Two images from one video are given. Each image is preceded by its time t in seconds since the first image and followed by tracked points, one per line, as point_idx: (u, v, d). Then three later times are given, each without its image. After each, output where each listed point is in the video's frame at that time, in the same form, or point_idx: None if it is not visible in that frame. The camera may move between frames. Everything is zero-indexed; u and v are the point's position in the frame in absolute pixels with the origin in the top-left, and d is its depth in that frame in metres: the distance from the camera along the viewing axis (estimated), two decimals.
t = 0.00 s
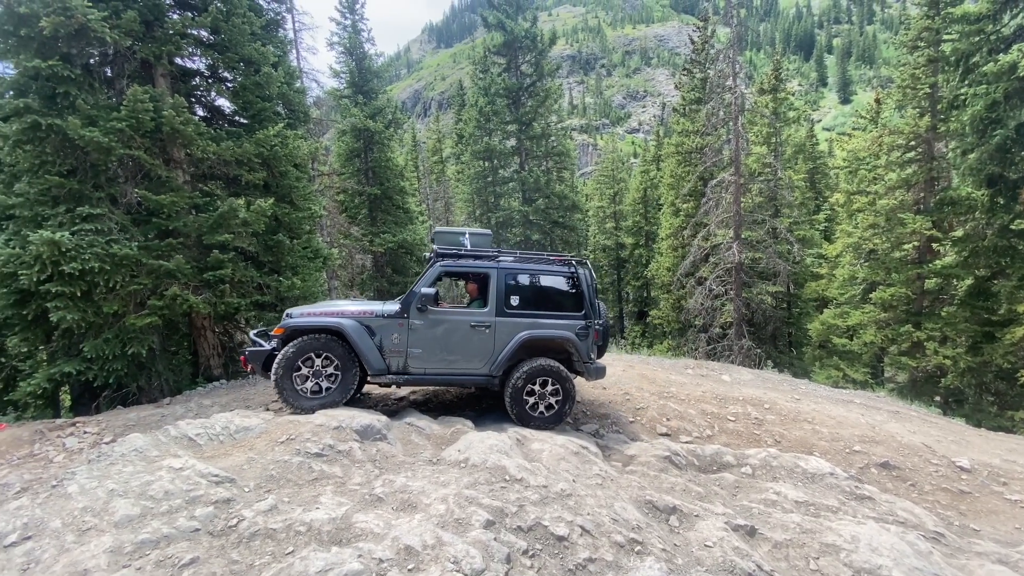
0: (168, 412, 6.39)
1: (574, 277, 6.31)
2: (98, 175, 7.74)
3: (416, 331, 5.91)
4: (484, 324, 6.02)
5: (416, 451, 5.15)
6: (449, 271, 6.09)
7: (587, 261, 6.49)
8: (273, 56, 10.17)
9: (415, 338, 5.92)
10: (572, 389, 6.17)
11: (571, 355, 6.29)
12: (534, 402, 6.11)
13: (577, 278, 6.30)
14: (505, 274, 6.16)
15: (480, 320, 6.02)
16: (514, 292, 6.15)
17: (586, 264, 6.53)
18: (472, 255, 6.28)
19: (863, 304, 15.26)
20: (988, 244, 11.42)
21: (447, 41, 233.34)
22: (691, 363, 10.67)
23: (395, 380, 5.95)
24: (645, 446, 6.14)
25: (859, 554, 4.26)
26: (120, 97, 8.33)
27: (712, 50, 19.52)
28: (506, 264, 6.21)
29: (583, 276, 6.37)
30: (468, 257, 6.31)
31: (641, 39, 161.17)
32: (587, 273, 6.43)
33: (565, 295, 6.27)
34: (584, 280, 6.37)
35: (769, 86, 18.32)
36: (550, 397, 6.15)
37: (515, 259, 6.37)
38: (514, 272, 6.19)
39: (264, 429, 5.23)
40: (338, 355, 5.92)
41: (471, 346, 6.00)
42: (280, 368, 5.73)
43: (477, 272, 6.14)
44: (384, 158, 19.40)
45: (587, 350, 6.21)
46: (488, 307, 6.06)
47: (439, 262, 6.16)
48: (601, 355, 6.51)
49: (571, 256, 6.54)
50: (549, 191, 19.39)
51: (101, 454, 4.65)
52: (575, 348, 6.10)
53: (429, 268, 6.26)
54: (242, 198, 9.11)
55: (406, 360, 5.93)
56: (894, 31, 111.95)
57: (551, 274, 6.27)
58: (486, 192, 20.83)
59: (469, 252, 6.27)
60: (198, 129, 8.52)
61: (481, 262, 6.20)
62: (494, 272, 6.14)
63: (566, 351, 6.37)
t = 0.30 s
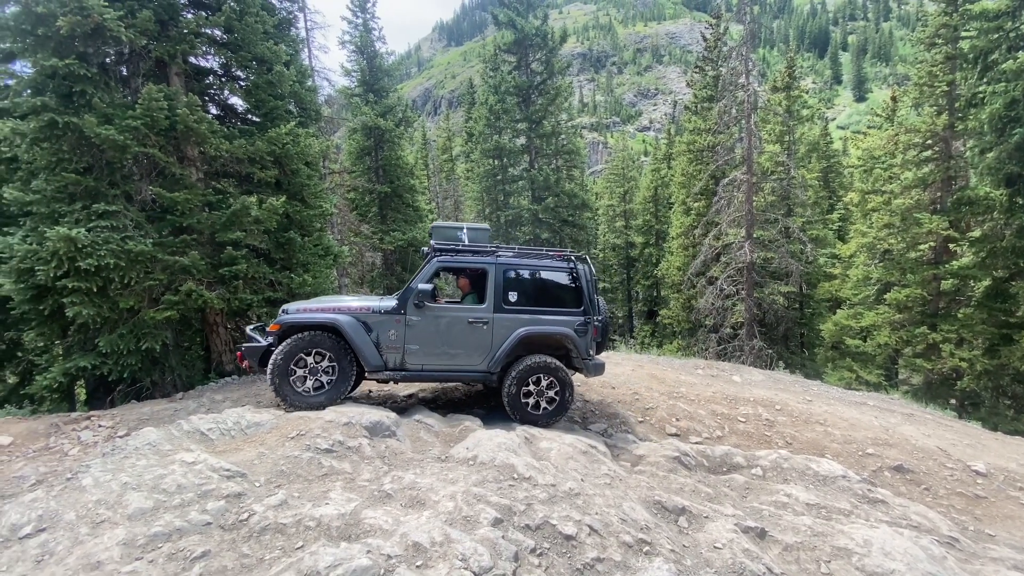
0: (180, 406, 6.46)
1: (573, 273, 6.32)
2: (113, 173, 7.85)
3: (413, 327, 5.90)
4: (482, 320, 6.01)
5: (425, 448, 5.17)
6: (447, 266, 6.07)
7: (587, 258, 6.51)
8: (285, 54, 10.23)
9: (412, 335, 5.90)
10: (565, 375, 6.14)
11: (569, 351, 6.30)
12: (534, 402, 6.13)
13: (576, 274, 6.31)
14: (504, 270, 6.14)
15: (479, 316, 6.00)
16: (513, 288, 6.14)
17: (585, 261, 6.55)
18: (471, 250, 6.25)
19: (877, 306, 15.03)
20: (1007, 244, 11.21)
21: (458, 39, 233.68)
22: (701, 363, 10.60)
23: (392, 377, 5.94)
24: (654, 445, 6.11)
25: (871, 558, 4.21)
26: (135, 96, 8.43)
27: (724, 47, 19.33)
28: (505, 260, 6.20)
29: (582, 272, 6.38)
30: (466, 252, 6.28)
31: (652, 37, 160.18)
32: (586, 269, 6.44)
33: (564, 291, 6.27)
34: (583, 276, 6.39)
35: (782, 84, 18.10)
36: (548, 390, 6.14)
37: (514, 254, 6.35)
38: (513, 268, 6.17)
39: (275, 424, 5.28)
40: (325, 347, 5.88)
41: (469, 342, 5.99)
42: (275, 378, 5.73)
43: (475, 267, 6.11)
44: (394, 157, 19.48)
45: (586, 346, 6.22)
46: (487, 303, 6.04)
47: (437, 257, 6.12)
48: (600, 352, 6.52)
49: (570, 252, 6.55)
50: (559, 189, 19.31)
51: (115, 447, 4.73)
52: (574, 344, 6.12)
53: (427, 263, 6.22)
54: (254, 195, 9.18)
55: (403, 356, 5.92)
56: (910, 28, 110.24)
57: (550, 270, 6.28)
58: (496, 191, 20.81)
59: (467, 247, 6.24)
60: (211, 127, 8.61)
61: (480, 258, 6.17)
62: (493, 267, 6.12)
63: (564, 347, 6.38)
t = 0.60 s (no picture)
0: (194, 401, 6.55)
1: (582, 273, 6.29)
2: (130, 170, 7.98)
3: (421, 323, 5.92)
4: (490, 318, 6.01)
5: (435, 444, 5.19)
6: (456, 264, 6.08)
7: (596, 258, 6.48)
8: (298, 52, 10.27)
9: (421, 330, 5.92)
10: (570, 368, 6.12)
11: (577, 351, 6.28)
12: (543, 400, 6.12)
13: (585, 274, 6.29)
14: (513, 268, 6.14)
15: (487, 314, 6.01)
16: (521, 287, 6.14)
17: (594, 261, 6.52)
18: (480, 248, 6.25)
19: (894, 306, 14.80)
20: None
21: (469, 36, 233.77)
22: (713, 363, 10.51)
23: (400, 372, 5.97)
24: (665, 445, 6.07)
25: (885, 561, 4.15)
26: (151, 93, 8.54)
27: (738, 43, 19.11)
28: (514, 258, 6.19)
29: (591, 272, 6.35)
30: (475, 250, 6.28)
31: (665, 33, 158.90)
32: (595, 269, 6.42)
33: (572, 291, 6.25)
34: (592, 276, 6.36)
35: (797, 81, 17.86)
36: (555, 386, 6.12)
37: (523, 253, 6.34)
38: (521, 266, 6.16)
39: (287, 419, 5.32)
40: (331, 341, 5.88)
41: (477, 339, 6.00)
42: (285, 377, 5.75)
43: (484, 265, 6.11)
44: (405, 154, 19.54)
45: (594, 347, 6.19)
46: (495, 301, 6.04)
47: (446, 255, 6.13)
48: (609, 352, 6.48)
49: (580, 251, 6.51)
50: (570, 187, 19.23)
51: (131, 440, 4.80)
52: (582, 344, 6.10)
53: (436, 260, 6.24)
54: (267, 192, 9.25)
55: (411, 352, 5.94)
56: (929, 23, 108.27)
57: (559, 270, 6.25)
58: (506, 188, 20.78)
59: (476, 245, 6.24)
60: (225, 125, 8.70)
61: (489, 256, 6.18)
62: (502, 265, 6.11)
63: (572, 347, 6.36)
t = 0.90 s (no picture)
0: (208, 395, 6.62)
1: (592, 271, 6.27)
2: (145, 167, 8.09)
3: (431, 319, 5.93)
4: (499, 315, 6.01)
5: (445, 441, 5.20)
6: (465, 261, 6.09)
7: (606, 256, 6.46)
8: (311, 50, 10.30)
9: (430, 326, 5.93)
10: (576, 364, 6.09)
11: (586, 349, 6.26)
12: (553, 399, 6.10)
13: (595, 272, 6.26)
14: (522, 265, 6.13)
15: (496, 310, 6.00)
16: (531, 284, 6.12)
17: (604, 260, 6.50)
18: (490, 245, 6.25)
19: (909, 306, 14.61)
20: None
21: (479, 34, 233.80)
22: (724, 362, 10.44)
23: (409, 368, 5.98)
24: (675, 444, 6.04)
25: (898, 564, 4.10)
26: (165, 91, 8.64)
27: (752, 40, 18.91)
28: (524, 255, 6.19)
29: (601, 271, 6.33)
30: (485, 247, 6.29)
31: (677, 30, 157.69)
32: (605, 268, 6.40)
33: (582, 289, 6.23)
34: (601, 274, 6.33)
35: (812, 77, 17.64)
36: (564, 382, 6.10)
37: (533, 251, 6.33)
38: (531, 264, 6.16)
39: (299, 414, 5.37)
40: (340, 336, 5.92)
41: (486, 335, 6.00)
42: (296, 374, 5.82)
43: (494, 262, 6.12)
44: (416, 152, 19.62)
45: (603, 345, 6.17)
46: (504, 298, 6.04)
47: (456, 251, 6.15)
48: (618, 352, 6.45)
49: (590, 250, 6.49)
50: (580, 185, 19.18)
51: (146, 434, 4.86)
52: (591, 342, 6.08)
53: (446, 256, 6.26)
54: (279, 189, 9.31)
55: (420, 348, 5.95)
56: (947, 18, 106.42)
57: (568, 268, 6.24)
58: (516, 186, 20.74)
59: (486, 242, 6.26)
60: (238, 122, 8.77)
61: (499, 253, 6.18)
62: (511, 262, 6.11)
63: (581, 345, 6.34)
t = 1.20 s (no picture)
0: (218, 391, 6.68)
1: (594, 269, 6.25)
2: (157, 165, 8.17)
3: (432, 315, 5.93)
4: (501, 312, 6.01)
5: (453, 438, 5.22)
6: (468, 257, 6.08)
7: (609, 254, 6.44)
8: (320, 48, 10.33)
9: (431, 323, 5.94)
10: (570, 355, 6.07)
11: (588, 347, 6.26)
12: (557, 396, 6.09)
13: (597, 270, 6.24)
14: (524, 262, 6.12)
15: (497, 308, 6.00)
16: (533, 281, 6.11)
17: (607, 257, 6.48)
18: (492, 241, 6.24)
19: (922, 306, 14.43)
20: None
21: (488, 32, 233.64)
22: (733, 362, 10.37)
23: (409, 364, 6.00)
24: (683, 444, 6.01)
25: (909, 566, 4.06)
26: (177, 89, 8.72)
27: (763, 37, 18.75)
28: (526, 252, 6.18)
29: (604, 268, 6.31)
30: (487, 243, 6.27)
31: (687, 27, 156.55)
32: (608, 265, 6.38)
33: (584, 286, 6.22)
34: (604, 272, 6.31)
35: (824, 75, 17.45)
36: (563, 376, 6.09)
37: (536, 248, 6.32)
38: (533, 261, 6.15)
39: (308, 410, 5.40)
40: (334, 332, 5.87)
41: (486, 332, 6.00)
42: (298, 374, 5.82)
43: (495, 259, 6.11)
44: (425, 149, 19.67)
45: (605, 344, 6.16)
46: (506, 295, 6.03)
47: (458, 248, 6.14)
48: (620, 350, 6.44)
49: (593, 247, 6.47)
50: (589, 183, 19.12)
51: (158, 428, 4.92)
52: (593, 341, 6.07)
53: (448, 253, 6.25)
54: (289, 187, 9.37)
55: (421, 344, 5.97)
56: (962, 15, 104.81)
57: (571, 265, 6.22)
58: (525, 184, 20.72)
59: (488, 239, 6.24)
60: (248, 120, 8.83)
61: (501, 250, 6.17)
62: (514, 259, 6.10)
63: (583, 343, 6.33)
